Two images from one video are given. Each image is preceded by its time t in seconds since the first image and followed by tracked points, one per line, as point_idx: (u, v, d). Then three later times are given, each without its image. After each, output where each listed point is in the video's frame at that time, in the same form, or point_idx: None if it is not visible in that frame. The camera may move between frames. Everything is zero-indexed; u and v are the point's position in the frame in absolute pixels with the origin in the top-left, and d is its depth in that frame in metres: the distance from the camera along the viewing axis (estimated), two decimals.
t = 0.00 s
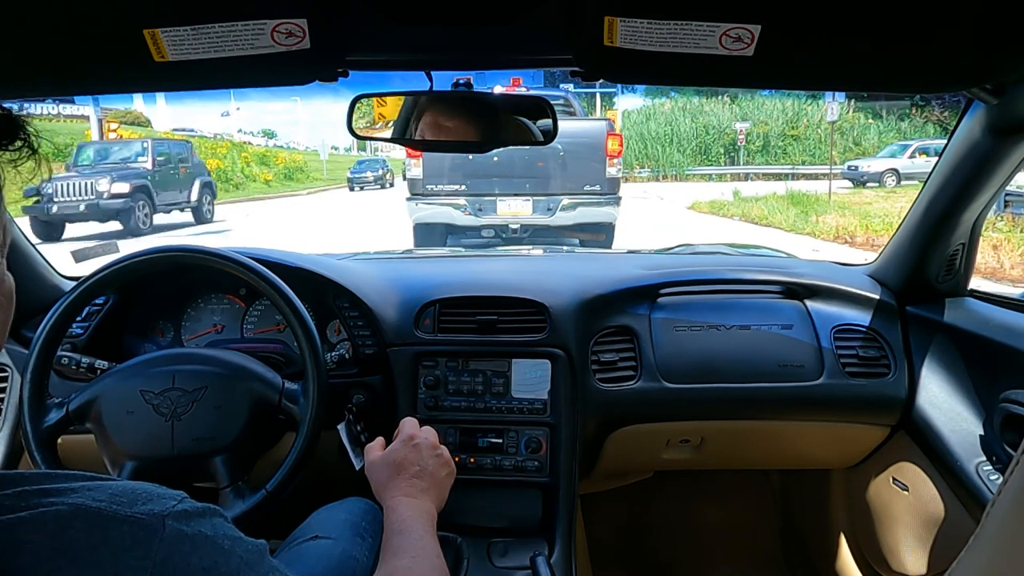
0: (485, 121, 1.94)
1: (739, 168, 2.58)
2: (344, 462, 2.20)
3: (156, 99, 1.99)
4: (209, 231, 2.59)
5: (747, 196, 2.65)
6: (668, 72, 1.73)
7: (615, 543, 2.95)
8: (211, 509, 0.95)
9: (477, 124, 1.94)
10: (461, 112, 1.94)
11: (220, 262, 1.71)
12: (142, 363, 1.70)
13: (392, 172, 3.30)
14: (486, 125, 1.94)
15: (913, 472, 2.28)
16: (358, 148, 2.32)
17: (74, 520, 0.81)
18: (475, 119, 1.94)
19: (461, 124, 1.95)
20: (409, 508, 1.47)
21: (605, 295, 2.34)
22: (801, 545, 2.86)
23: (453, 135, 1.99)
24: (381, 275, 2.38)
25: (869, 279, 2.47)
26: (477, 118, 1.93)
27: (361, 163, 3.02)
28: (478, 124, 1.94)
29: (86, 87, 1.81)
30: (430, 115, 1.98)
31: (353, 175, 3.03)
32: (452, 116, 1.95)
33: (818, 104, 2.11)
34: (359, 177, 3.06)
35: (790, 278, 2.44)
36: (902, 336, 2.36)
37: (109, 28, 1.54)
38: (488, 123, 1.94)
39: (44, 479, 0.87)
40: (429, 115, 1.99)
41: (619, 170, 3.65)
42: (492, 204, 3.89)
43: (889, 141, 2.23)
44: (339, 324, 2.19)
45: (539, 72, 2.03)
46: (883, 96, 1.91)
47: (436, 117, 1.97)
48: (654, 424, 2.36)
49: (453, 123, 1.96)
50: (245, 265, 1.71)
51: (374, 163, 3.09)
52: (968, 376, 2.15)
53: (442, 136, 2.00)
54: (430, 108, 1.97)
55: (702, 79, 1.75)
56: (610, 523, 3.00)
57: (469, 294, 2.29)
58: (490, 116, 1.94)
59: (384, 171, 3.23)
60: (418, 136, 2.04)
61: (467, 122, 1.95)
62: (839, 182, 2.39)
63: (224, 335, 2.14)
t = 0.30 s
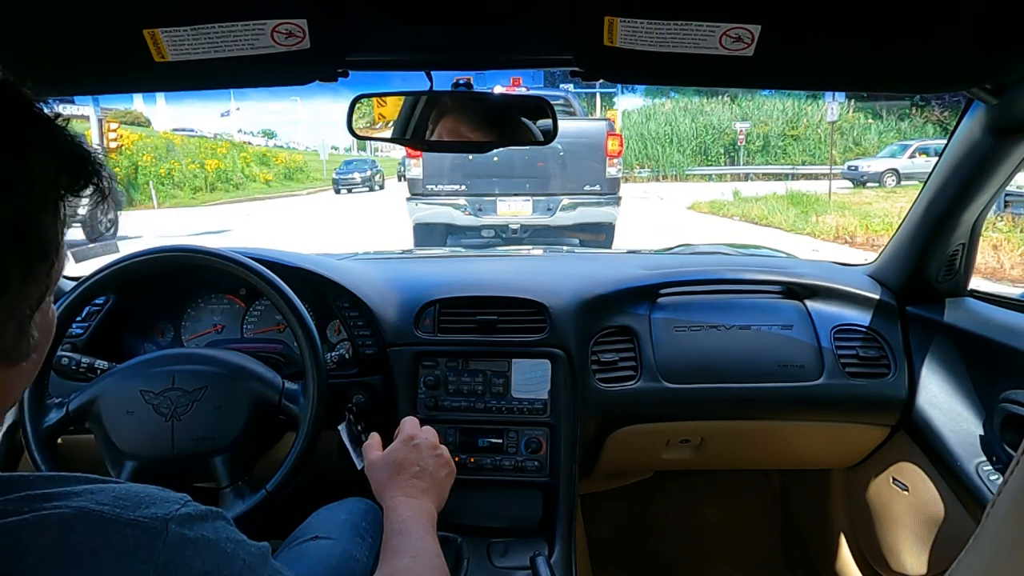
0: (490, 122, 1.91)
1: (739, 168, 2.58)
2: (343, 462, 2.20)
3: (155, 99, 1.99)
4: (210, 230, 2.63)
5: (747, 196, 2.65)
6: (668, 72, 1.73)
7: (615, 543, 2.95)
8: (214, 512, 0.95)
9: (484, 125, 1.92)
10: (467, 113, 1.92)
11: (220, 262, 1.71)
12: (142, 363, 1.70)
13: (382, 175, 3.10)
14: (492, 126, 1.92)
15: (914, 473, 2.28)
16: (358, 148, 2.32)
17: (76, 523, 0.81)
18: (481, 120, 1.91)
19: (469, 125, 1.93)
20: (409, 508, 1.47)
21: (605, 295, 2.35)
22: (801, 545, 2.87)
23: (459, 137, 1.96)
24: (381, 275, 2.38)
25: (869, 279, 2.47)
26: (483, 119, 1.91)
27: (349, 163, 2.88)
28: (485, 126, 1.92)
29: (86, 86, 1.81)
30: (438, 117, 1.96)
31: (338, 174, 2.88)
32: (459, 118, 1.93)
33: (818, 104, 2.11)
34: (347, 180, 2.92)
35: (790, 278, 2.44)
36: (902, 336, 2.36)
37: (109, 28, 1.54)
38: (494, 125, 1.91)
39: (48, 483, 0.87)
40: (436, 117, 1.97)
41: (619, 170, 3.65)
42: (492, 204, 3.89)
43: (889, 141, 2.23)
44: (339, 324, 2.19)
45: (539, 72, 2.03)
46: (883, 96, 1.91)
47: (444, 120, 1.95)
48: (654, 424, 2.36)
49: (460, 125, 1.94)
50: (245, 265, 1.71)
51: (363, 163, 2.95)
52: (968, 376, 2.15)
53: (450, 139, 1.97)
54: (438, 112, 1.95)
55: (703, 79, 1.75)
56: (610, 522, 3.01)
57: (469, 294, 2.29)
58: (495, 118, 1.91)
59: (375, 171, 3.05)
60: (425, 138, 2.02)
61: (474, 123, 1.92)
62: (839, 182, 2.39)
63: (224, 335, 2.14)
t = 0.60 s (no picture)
0: (486, 122, 1.93)
1: (739, 168, 2.58)
2: (344, 462, 2.20)
3: (155, 99, 2.00)
4: (209, 230, 2.67)
5: (746, 197, 2.65)
6: (669, 72, 1.73)
7: (615, 543, 2.95)
8: (212, 511, 0.95)
9: (481, 125, 1.93)
10: (462, 113, 1.92)
11: (220, 262, 1.71)
12: (142, 363, 1.70)
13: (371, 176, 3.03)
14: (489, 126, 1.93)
15: (913, 473, 2.28)
16: (358, 148, 2.32)
17: (75, 521, 0.81)
18: (477, 120, 1.93)
19: (465, 126, 1.94)
20: (409, 508, 1.47)
21: (605, 294, 2.35)
22: (801, 545, 2.87)
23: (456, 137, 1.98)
24: (380, 275, 2.38)
25: (869, 279, 2.47)
26: (479, 119, 1.92)
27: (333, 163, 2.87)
28: (481, 126, 1.93)
29: (85, 86, 1.81)
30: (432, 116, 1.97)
31: (323, 175, 2.87)
32: (456, 119, 1.94)
33: (818, 104, 2.11)
34: (329, 181, 2.88)
35: (790, 278, 2.44)
36: (902, 336, 2.36)
37: (109, 28, 1.54)
38: (491, 124, 1.93)
39: (46, 482, 0.87)
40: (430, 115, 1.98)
41: (619, 170, 3.65)
42: (492, 204, 3.90)
43: (889, 141, 2.22)
44: (339, 324, 2.19)
45: (539, 72, 2.03)
46: (883, 96, 1.91)
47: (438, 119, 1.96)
48: (653, 424, 2.36)
49: (456, 126, 1.95)
50: (245, 265, 1.71)
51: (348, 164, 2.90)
52: (967, 376, 2.15)
53: (448, 139, 1.99)
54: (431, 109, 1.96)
55: (703, 79, 1.75)
56: (610, 522, 3.01)
57: (469, 294, 2.29)
58: (491, 118, 1.92)
59: (363, 173, 3.00)
60: (422, 136, 2.04)
61: (470, 124, 1.93)
62: (839, 182, 2.39)
63: (224, 335, 2.14)
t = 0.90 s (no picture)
0: (481, 121, 1.93)
1: (738, 168, 2.58)
2: (343, 462, 2.20)
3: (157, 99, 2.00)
4: (210, 231, 2.64)
5: (747, 197, 2.65)
6: (668, 72, 1.73)
7: (615, 543, 2.95)
8: (213, 509, 0.95)
9: (475, 124, 1.93)
10: (456, 112, 1.92)
11: (221, 262, 1.71)
12: (142, 363, 1.70)
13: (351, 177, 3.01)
14: (483, 125, 1.94)
15: (914, 473, 2.28)
16: (358, 148, 2.32)
17: (75, 519, 0.81)
18: (471, 120, 1.93)
19: (459, 125, 1.94)
20: (409, 508, 1.47)
21: (605, 295, 2.35)
22: (801, 545, 2.87)
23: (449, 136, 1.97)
24: (381, 275, 2.38)
25: (869, 279, 2.47)
26: (473, 118, 1.92)
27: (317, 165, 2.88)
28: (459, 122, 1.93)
29: (85, 86, 1.81)
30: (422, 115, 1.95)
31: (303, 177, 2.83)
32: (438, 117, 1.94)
33: (818, 104, 2.11)
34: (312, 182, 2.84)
35: (790, 278, 2.44)
36: (902, 336, 2.36)
37: (109, 28, 1.54)
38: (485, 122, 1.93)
39: (48, 478, 0.86)
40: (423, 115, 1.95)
41: (619, 170, 3.65)
42: (492, 204, 3.91)
43: (889, 141, 2.23)
44: (339, 324, 2.19)
45: (539, 72, 2.03)
46: (883, 96, 1.91)
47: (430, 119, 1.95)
48: (654, 424, 2.36)
49: (450, 126, 1.94)
50: (245, 265, 1.71)
51: (332, 165, 2.91)
52: (967, 376, 2.15)
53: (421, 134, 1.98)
54: (421, 107, 1.93)
55: (703, 79, 1.75)
56: (610, 522, 3.00)
57: (469, 294, 2.29)
58: (485, 117, 1.92)
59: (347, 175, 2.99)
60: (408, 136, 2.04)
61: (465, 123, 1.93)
62: (839, 182, 2.39)
63: (224, 335, 2.14)
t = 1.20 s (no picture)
0: (480, 120, 1.93)
1: (738, 169, 2.58)
2: (344, 462, 2.20)
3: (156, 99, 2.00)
4: (210, 231, 2.64)
5: (747, 197, 2.65)
6: (669, 72, 1.73)
7: (615, 543, 2.95)
8: (210, 508, 0.95)
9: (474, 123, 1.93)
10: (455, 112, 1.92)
11: (221, 262, 1.71)
12: (142, 363, 1.70)
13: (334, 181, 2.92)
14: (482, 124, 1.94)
15: (914, 473, 2.28)
16: (358, 148, 2.32)
17: (72, 518, 0.80)
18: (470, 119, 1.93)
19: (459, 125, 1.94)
20: (409, 508, 1.47)
21: (605, 295, 2.35)
22: (801, 545, 2.87)
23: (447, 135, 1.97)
24: (380, 275, 2.38)
25: (869, 279, 2.47)
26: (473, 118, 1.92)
27: (295, 164, 2.80)
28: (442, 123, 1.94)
29: (85, 86, 1.81)
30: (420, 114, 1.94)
31: (281, 179, 2.74)
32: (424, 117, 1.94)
33: (818, 104, 2.11)
34: (290, 185, 2.75)
35: (790, 278, 2.44)
36: (902, 337, 2.36)
37: (109, 28, 1.54)
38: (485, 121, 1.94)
39: (43, 477, 0.85)
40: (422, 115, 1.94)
41: (619, 170, 3.65)
42: (491, 204, 3.92)
43: (888, 141, 2.23)
44: (339, 324, 2.19)
45: (539, 73, 2.03)
46: (883, 96, 1.91)
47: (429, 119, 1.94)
48: (653, 424, 2.36)
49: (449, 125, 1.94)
50: (245, 265, 1.71)
51: (313, 165, 2.82)
52: (968, 376, 2.15)
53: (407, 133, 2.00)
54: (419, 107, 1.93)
55: (703, 79, 1.75)
56: (610, 523, 3.00)
57: (469, 294, 2.29)
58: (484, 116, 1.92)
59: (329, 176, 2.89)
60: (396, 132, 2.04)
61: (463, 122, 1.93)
62: (839, 182, 2.39)
63: (224, 335, 2.14)
